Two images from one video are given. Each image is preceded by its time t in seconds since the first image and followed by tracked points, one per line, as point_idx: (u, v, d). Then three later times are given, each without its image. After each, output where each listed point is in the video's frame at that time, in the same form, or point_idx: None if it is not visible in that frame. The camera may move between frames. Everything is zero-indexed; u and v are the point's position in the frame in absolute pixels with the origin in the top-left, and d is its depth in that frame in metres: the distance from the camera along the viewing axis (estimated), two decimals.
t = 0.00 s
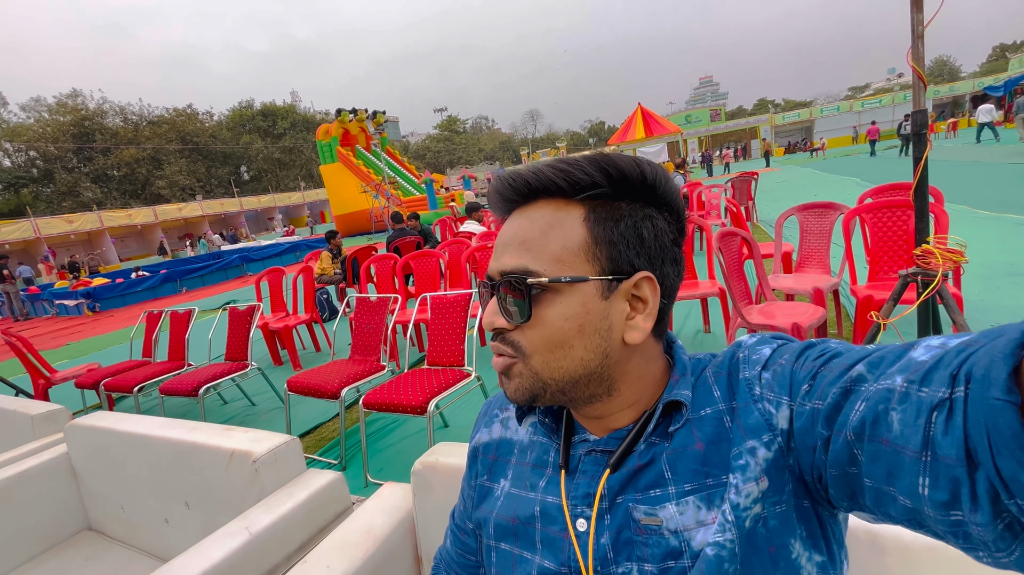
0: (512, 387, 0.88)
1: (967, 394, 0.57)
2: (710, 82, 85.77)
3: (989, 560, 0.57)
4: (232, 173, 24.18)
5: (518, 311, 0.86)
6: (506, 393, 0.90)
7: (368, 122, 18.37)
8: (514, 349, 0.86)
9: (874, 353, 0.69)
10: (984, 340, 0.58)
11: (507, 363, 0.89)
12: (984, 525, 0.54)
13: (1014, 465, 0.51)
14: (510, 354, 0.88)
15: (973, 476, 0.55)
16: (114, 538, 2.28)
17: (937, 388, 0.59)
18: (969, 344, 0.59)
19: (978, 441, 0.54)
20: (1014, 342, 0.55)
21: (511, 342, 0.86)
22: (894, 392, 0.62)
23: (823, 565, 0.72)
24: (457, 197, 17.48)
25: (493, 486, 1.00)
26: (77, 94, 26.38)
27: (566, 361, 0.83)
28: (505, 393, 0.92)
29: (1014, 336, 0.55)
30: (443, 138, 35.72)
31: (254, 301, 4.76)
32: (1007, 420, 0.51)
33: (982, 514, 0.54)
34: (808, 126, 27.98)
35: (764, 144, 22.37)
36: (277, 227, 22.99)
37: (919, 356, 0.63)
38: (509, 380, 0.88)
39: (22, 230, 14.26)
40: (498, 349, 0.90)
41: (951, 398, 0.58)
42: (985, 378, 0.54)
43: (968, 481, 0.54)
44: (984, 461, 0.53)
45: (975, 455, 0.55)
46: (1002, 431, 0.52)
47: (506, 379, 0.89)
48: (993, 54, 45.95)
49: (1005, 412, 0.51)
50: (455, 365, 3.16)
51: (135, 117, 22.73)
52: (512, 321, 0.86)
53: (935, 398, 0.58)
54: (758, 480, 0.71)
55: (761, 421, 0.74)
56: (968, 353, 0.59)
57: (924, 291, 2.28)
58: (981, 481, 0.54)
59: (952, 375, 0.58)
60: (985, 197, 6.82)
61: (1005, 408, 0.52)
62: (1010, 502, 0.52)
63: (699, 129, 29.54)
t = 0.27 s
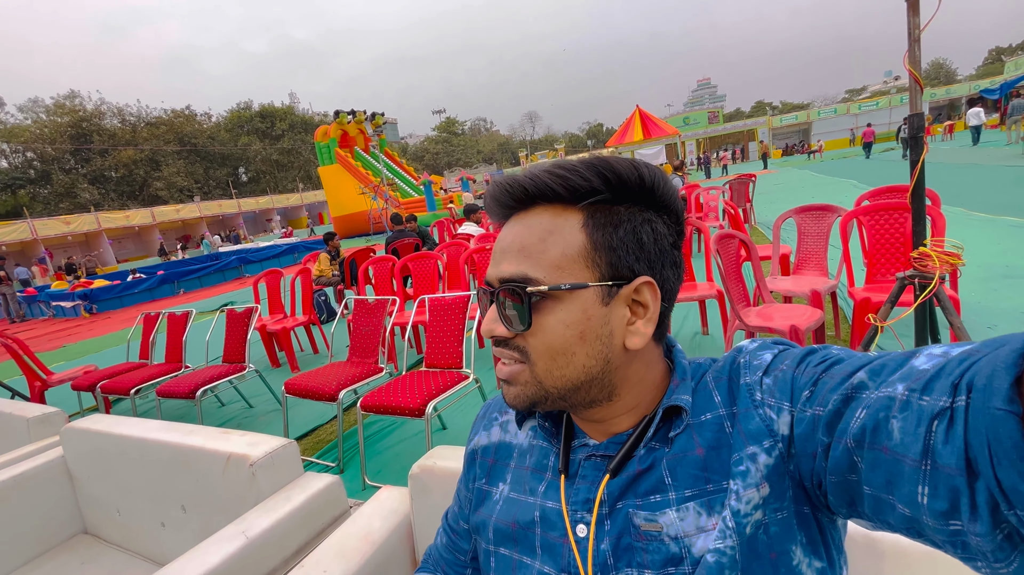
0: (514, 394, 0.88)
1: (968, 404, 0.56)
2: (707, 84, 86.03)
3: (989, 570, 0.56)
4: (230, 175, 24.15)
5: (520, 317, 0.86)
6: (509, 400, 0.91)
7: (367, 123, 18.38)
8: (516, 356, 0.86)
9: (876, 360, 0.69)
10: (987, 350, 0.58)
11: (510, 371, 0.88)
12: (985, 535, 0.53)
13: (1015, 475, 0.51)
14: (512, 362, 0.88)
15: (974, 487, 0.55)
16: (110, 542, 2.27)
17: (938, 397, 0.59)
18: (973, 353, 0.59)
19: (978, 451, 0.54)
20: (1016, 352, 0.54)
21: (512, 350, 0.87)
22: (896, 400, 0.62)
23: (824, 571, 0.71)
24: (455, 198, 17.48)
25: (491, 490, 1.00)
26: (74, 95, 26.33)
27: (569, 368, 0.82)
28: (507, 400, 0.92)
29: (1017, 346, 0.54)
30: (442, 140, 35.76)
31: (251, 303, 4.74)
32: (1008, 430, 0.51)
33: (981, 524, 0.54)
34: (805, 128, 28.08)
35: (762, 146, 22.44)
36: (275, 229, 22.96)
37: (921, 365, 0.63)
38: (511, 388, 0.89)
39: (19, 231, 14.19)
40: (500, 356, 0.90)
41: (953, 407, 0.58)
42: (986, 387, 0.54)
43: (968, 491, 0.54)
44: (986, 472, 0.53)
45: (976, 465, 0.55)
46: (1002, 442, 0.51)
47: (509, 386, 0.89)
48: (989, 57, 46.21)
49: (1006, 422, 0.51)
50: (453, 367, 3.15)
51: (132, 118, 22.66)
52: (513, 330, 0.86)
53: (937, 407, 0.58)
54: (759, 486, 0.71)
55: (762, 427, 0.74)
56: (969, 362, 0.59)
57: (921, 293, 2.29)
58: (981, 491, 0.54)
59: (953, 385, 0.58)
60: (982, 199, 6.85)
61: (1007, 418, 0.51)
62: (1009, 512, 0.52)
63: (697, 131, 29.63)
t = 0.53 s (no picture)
0: (538, 395, 0.82)
1: (956, 401, 0.57)
2: (706, 87, 86.24)
3: (976, 565, 0.57)
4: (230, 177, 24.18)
5: (553, 309, 0.82)
6: (527, 405, 0.84)
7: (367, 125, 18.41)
8: (545, 352, 0.81)
9: (867, 359, 0.69)
10: (976, 349, 0.58)
11: (533, 371, 0.83)
12: (971, 531, 0.54)
13: (1001, 472, 0.51)
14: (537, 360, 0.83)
15: (961, 483, 0.55)
16: (110, 543, 2.27)
17: (927, 395, 0.59)
18: (960, 352, 0.60)
19: (964, 448, 0.54)
20: (1004, 350, 0.55)
21: (539, 346, 0.82)
22: (886, 398, 0.62)
23: (815, 568, 0.72)
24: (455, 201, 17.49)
25: (487, 488, 1.00)
26: (75, 97, 26.38)
27: (604, 362, 0.81)
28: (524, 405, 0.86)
29: (1005, 344, 0.55)
30: (442, 142, 35.83)
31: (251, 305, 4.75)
32: (993, 427, 0.51)
33: (967, 520, 0.54)
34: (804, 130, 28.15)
35: (762, 149, 22.48)
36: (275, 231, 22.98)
37: (911, 363, 0.63)
38: (534, 389, 0.82)
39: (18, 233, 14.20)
40: (521, 355, 0.85)
41: (941, 404, 0.58)
42: (973, 386, 0.54)
43: (955, 488, 0.55)
44: (972, 468, 0.54)
45: (962, 462, 0.55)
46: (988, 439, 0.52)
47: (529, 389, 0.83)
48: (987, 60, 46.38)
49: (992, 419, 0.51)
50: (453, 369, 3.15)
51: (133, 120, 22.70)
52: (544, 323, 0.82)
53: (926, 404, 0.59)
54: (751, 484, 0.71)
55: (754, 425, 0.75)
56: (958, 361, 0.59)
57: (919, 295, 2.29)
58: (968, 488, 0.54)
59: (941, 383, 0.59)
60: (982, 202, 6.86)
61: (992, 415, 0.52)
62: (995, 509, 0.52)
63: (697, 133, 29.69)
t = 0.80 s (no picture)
0: (598, 388, 0.80)
1: (956, 394, 0.57)
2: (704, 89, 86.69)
3: (978, 558, 0.56)
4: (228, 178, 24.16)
5: (621, 296, 0.84)
6: (583, 398, 0.81)
7: (365, 127, 18.42)
8: (615, 339, 0.81)
9: (866, 354, 0.69)
10: (975, 341, 0.59)
11: (599, 359, 0.81)
12: (973, 524, 0.54)
13: (1002, 464, 0.51)
14: (595, 350, 0.82)
15: (962, 476, 0.55)
16: (107, 545, 2.25)
17: (926, 388, 0.59)
18: (959, 345, 0.60)
19: (964, 440, 0.54)
20: (1003, 341, 0.55)
21: (600, 335, 0.82)
22: (885, 392, 0.63)
23: (819, 565, 0.71)
24: (454, 202, 17.51)
25: (488, 492, 0.99)
26: (73, 98, 26.32)
27: (657, 347, 0.85)
28: (575, 400, 0.82)
29: (1003, 336, 0.55)
30: (441, 144, 35.88)
31: (249, 306, 4.73)
32: (993, 419, 0.51)
33: (970, 513, 0.54)
34: (802, 133, 28.26)
35: (760, 151, 22.55)
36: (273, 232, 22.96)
37: (911, 357, 0.64)
38: (594, 382, 0.80)
39: (15, 234, 14.16)
40: (576, 347, 0.83)
41: (941, 397, 0.58)
42: (973, 377, 0.55)
43: (956, 481, 0.55)
44: (974, 460, 0.53)
45: (963, 455, 0.55)
46: (989, 430, 0.52)
47: (587, 380, 0.81)
48: (984, 64, 46.65)
49: (992, 411, 0.52)
50: (452, 370, 3.15)
51: (131, 121, 22.62)
52: (612, 309, 0.83)
53: (925, 398, 0.59)
54: (754, 481, 0.71)
55: (755, 423, 0.74)
56: (956, 354, 0.59)
57: (918, 296, 2.30)
58: (971, 481, 0.54)
59: (941, 376, 0.59)
60: (978, 204, 6.89)
61: (991, 407, 0.52)
62: (997, 500, 0.52)
63: (695, 135, 29.81)
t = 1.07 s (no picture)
0: (609, 380, 0.80)
1: (973, 396, 0.57)
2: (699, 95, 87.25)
3: (989, 561, 0.56)
4: (224, 180, 24.09)
5: (629, 288, 0.84)
6: (596, 390, 0.81)
7: (362, 130, 18.43)
8: (626, 332, 0.81)
9: (879, 352, 0.69)
10: (991, 342, 0.58)
11: (610, 351, 0.82)
12: (986, 527, 0.54)
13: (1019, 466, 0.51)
14: (607, 342, 0.82)
15: (975, 478, 0.55)
16: (99, 548, 2.22)
17: (942, 389, 0.59)
18: (977, 346, 0.60)
19: (980, 443, 0.54)
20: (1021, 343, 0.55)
21: (612, 328, 0.82)
22: (899, 392, 0.62)
23: (826, 563, 0.71)
24: (451, 206, 17.52)
25: (491, 488, 0.99)
26: (67, 99, 26.20)
27: (666, 338, 0.85)
28: (587, 393, 0.82)
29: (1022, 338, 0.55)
30: (438, 148, 35.94)
31: (245, 308, 4.71)
32: (1011, 421, 0.51)
33: (982, 515, 0.54)
34: (796, 138, 28.49)
35: (754, 156, 22.71)
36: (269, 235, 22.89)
37: (925, 357, 0.63)
38: (606, 374, 0.80)
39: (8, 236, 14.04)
40: (588, 339, 0.82)
41: (956, 398, 0.58)
42: (990, 379, 0.54)
43: (970, 483, 0.54)
44: (988, 462, 0.53)
45: (978, 457, 0.55)
46: (1007, 433, 0.52)
47: (600, 373, 0.81)
48: (975, 71, 47.23)
49: (1010, 413, 0.51)
50: (449, 372, 3.14)
51: (126, 123, 22.53)
52: (623, 301, 0.83)
53: (941, 399, 0.59)
54: (763, 477, 0.70)
55: (765, 418, 0.74)
56: (973, 355, 0.59)
57: (914, 298, 2.31)
58: (984, 483, 0.54)
59: (957, 377, 0.59)
60: (971, 209, 6.94)
61: (1010, 409, 0.52)
62: (1011, 503, 0.52)
63: (690, 140, 29.99)
